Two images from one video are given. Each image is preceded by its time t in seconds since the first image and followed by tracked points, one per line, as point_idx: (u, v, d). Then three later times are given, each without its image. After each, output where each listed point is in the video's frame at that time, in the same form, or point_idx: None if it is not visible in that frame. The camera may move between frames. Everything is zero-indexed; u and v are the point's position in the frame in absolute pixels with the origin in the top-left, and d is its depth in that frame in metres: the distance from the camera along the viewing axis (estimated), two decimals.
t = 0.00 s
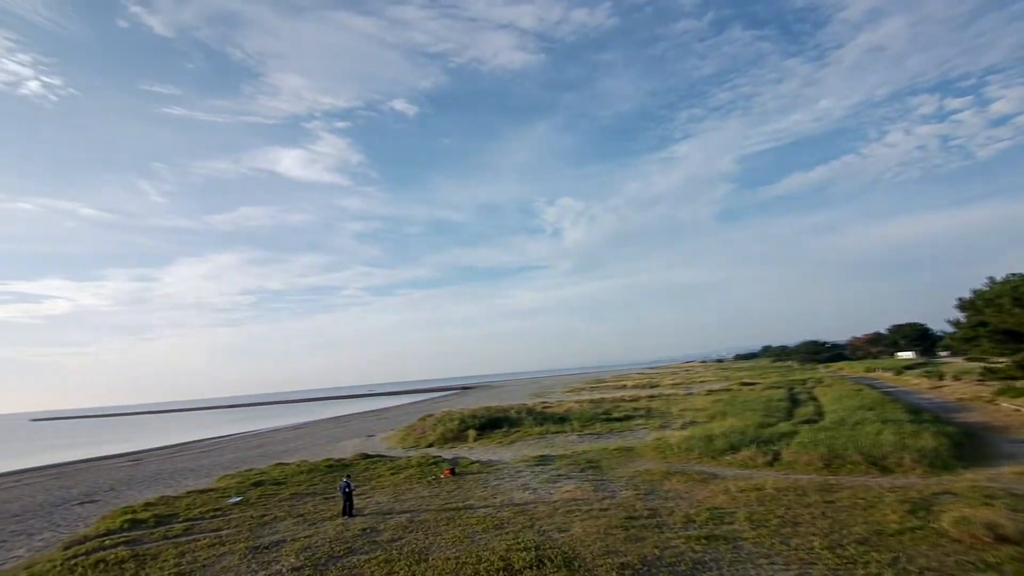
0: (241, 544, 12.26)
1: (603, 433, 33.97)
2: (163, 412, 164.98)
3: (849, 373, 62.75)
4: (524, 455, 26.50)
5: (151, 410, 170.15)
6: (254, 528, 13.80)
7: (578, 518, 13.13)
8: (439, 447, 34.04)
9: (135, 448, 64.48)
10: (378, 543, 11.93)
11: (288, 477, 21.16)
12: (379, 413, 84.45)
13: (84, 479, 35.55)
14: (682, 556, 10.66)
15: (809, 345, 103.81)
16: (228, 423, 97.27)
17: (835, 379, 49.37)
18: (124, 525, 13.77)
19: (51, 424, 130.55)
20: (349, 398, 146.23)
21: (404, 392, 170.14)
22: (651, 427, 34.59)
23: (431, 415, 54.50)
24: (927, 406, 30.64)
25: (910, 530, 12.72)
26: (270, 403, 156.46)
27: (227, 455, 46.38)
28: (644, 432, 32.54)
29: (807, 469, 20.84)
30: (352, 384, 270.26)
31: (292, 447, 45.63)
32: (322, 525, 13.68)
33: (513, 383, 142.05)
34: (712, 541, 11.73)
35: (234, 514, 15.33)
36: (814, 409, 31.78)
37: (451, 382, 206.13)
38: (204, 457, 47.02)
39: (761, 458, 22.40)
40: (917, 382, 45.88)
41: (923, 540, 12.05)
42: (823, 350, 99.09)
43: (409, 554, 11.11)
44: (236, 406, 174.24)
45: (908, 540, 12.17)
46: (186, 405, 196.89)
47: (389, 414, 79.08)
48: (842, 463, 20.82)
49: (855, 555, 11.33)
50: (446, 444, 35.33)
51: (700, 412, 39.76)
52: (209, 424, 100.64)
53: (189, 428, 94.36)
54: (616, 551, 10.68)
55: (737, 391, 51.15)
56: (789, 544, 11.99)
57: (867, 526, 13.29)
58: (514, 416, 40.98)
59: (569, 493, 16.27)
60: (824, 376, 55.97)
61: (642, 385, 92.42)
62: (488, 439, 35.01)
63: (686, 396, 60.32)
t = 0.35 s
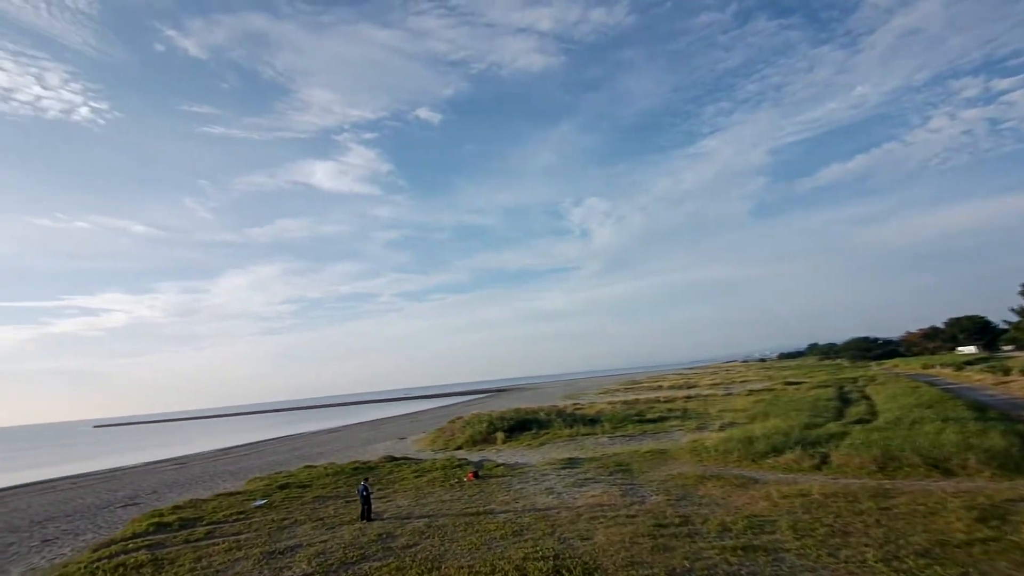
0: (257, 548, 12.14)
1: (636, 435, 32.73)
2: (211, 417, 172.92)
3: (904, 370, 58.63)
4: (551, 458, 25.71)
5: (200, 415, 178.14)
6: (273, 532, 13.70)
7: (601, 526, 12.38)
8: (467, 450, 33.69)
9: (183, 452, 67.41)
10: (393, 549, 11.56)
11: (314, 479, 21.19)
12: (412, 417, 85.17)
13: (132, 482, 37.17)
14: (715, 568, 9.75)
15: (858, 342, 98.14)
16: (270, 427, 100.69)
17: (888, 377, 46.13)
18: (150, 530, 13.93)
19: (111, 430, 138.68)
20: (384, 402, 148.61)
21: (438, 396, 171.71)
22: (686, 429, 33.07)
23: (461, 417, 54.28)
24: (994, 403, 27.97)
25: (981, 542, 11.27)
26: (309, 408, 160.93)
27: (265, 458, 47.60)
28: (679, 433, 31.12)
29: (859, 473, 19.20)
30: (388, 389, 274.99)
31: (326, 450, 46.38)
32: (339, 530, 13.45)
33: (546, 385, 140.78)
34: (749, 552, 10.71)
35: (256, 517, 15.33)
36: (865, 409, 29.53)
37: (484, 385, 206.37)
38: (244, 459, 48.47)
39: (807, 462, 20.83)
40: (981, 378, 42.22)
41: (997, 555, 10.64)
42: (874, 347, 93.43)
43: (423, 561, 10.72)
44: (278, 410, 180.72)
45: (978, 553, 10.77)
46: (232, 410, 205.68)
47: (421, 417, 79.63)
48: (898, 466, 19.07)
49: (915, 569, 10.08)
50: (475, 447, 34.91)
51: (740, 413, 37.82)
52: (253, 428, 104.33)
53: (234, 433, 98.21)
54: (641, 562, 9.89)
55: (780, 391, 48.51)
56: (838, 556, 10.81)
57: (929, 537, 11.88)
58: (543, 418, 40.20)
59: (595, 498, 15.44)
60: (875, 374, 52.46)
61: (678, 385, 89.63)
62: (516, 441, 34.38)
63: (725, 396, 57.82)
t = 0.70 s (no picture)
0: (268, 548, 12.01)
1: (667, 436, 31.44)
2: (253, 416, 179.96)
3: (964, 369, 54.30)
4: (576, 459, 24.88)
5: (244, 414, 185.63)
6: (286, 531, 13.57)
7: (622, 533, 11.58)
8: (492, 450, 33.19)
9: (224, 449, 70.06)
10: (401, 552, 11.15)
11: (335, 477, 21.14)
12: (442, 416, 85.70)
13: (173, 477, 38.66)
14: None
15: (911, 341, 91.93)
16: (307, 426, 103.60)
17: (945, 377, 42.71)
18: (170, 527, 14.11)
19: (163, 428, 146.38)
20: (417, 402, 150.42)
21: (469, 396, 172.39)
22: (721, 430, 31.45)
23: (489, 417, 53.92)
24: None
25: None
26: (346, 407, 164.81)
27: (298, 455, 48.69)
28: (713, 435, 29.59)
29: (913, 479, 17.54)
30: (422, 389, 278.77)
31: (356, 448, 46.94)
32: (352, 530, 13.19)
33: (578, 386, 138.93)
34: (785, 566, 9.69)
35: (273, 515, 15.29)
36: (920, 410, 27.22)
37: (516, 386, 205.97)
38: (278, 456, 49.76)
39: (854, 467, 19.23)
40: None
41: None
42: (929, 346, 87.25)
43: (430, 566, 10.25)
44: (315, 409, 186.23)
45: None
46: (273, 409, 213.51)
47: (451, 417, 79.75)
48: (958, 472, 17.30)
49: None
50: (500, 446, 34.44)
51: (780, 415, 35.76)
52: (291, 426, 107.62)
53: (273, 430, 101.55)
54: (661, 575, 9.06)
55: (825, 391, 45.66)
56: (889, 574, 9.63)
57: (997, 555, 10.47)
58: (571, 418, 39.24)
59: (617, 503, 14.62)
60: (933, 373, 50.32)
61: (714, 386, 86.46)
62: (543, 442, 33.61)
63: (765, 397, 55.11)
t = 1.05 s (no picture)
0: (277, 547, 11.85)
1: (700, 439, 29.94)
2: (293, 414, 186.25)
3: None
4: (602, 461, 23.93)
5: (284, 412, 192.16)
6: (299, 530, 13.40)
7: (642, 543, 10.73)
8: (517, 450, 32.51)
9: (263, 445, 72.37)
10: (408, 556, 10.72)
11: (356, 475, 20.99)
12: (472, 415, 85.74)
13: (210, 472, 40.01)
14: None
15: (972, 340, 85.21)
16: (342, 424, 106.04)
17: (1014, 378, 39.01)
18: (188, 525, 14.22)
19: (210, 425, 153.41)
20: (449, 402, 151.40)
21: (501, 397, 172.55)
22: (760, 434, 29.66)
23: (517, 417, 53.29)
24: None
25: None
26: (380, 407, 167.91)
27: (329, 452, 49.54)
28: (751, 439, 27.90)
29: (976, 489, 15.79)
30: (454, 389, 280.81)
31: (385, 446, 47.28)
32: (364, 531, 12.89)
33: (610, 387, 136.25)
34: None
35: (289, 513, 15.21)
36: (985, 414, 24.75)
37: (548, 387, 204.21)
38: (311, 453, 50.83)
39: (908, 475, 17.54)
40: None
41: None
42: (994, 345, 80.56)
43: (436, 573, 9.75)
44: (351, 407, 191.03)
45: None
46: (311, 407, 220.48)
47: (481, 416, 79.54)
48: None
49: None
50: (526, 447, 33.78)
51: (825, 419, 33.50)
52: (328, 424, 110.40)
53: (310, 428, 104.48)
54: None
55: (876, 393, 42.63)
56: None
57: None
58: (599, 419, 38.11)
59: (641, 509, 13.72)
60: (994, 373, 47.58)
61: (754, 387, 82.73)
62: (569, 443, 32.68)
63: (809, 399, 52.03)
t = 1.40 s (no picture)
0: (285, 550, 11.58)
1: (734, 444, 28.36)
2: (327, 414, 190.94)
3: None
4: (628, 465, 22.90)
5: (319, 412, 197.11)
6: (310, 532, 13.13)
7: (662, 557, 9.89)
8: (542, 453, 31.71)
9: (296, 445, 74.03)
10: (414, 563, 10.22)
11: (375, 475, 20.72)
12: (500, 417, 85.30)
13: (242, 471, 40.96)
14: None
15: None
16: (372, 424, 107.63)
17: None
18: (203, 526, 14.18)
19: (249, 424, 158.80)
20: (477, 404, 151.60)
21: (529, 399, 171.81)
22: (800, 439, 27.82)
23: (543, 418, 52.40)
24: None
25: None
26: (410, 408, 169.88)
27: (357, 451, 49.97)
28: (790, 445, 26.18)
29: None
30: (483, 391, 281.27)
31: (410, 447, 47.31)
32: (374, 534, 12.50)
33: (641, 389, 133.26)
34: None
35: (303, 514, 15.00)
36: None
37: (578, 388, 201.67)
38: (340, 452, 51.43)
39: (967, 484, 15.89)
40: None
41: None
42: None
43: None
44: (383, 408, 194.18)
45: None
46: (344, 407, 225.55)
47: (508, 418, 78.99)
48: None
49: None
50: (550, 449, 32.96)
51: (872, 423, 31.22)
52: (359, 425, 112.29)
53: (342, 428, 106.44)
54: None
55: (930, 396, 39.63)
56: None
57: None
58: (627, 422, 36.85)
59: (666, 518, 12.77)
60: None
61: (793, 390, 78.98)
62: (595, 446, 31.64)
63: (854, 403, 48.98)
